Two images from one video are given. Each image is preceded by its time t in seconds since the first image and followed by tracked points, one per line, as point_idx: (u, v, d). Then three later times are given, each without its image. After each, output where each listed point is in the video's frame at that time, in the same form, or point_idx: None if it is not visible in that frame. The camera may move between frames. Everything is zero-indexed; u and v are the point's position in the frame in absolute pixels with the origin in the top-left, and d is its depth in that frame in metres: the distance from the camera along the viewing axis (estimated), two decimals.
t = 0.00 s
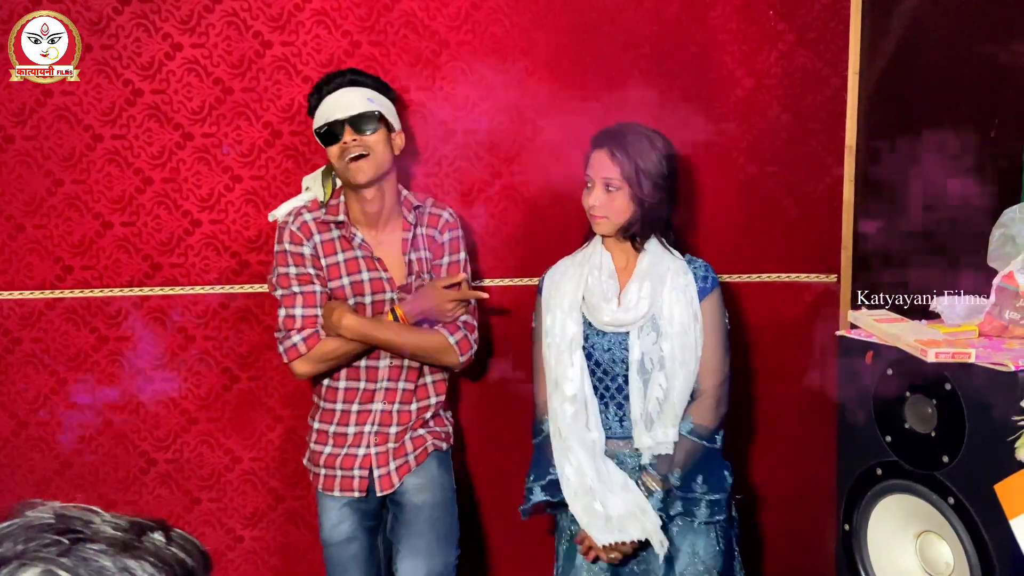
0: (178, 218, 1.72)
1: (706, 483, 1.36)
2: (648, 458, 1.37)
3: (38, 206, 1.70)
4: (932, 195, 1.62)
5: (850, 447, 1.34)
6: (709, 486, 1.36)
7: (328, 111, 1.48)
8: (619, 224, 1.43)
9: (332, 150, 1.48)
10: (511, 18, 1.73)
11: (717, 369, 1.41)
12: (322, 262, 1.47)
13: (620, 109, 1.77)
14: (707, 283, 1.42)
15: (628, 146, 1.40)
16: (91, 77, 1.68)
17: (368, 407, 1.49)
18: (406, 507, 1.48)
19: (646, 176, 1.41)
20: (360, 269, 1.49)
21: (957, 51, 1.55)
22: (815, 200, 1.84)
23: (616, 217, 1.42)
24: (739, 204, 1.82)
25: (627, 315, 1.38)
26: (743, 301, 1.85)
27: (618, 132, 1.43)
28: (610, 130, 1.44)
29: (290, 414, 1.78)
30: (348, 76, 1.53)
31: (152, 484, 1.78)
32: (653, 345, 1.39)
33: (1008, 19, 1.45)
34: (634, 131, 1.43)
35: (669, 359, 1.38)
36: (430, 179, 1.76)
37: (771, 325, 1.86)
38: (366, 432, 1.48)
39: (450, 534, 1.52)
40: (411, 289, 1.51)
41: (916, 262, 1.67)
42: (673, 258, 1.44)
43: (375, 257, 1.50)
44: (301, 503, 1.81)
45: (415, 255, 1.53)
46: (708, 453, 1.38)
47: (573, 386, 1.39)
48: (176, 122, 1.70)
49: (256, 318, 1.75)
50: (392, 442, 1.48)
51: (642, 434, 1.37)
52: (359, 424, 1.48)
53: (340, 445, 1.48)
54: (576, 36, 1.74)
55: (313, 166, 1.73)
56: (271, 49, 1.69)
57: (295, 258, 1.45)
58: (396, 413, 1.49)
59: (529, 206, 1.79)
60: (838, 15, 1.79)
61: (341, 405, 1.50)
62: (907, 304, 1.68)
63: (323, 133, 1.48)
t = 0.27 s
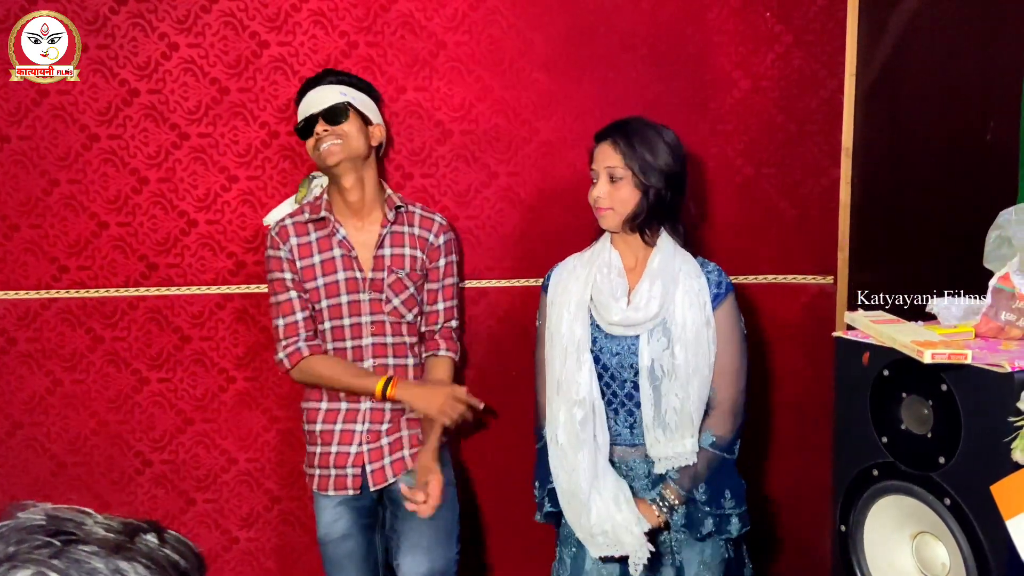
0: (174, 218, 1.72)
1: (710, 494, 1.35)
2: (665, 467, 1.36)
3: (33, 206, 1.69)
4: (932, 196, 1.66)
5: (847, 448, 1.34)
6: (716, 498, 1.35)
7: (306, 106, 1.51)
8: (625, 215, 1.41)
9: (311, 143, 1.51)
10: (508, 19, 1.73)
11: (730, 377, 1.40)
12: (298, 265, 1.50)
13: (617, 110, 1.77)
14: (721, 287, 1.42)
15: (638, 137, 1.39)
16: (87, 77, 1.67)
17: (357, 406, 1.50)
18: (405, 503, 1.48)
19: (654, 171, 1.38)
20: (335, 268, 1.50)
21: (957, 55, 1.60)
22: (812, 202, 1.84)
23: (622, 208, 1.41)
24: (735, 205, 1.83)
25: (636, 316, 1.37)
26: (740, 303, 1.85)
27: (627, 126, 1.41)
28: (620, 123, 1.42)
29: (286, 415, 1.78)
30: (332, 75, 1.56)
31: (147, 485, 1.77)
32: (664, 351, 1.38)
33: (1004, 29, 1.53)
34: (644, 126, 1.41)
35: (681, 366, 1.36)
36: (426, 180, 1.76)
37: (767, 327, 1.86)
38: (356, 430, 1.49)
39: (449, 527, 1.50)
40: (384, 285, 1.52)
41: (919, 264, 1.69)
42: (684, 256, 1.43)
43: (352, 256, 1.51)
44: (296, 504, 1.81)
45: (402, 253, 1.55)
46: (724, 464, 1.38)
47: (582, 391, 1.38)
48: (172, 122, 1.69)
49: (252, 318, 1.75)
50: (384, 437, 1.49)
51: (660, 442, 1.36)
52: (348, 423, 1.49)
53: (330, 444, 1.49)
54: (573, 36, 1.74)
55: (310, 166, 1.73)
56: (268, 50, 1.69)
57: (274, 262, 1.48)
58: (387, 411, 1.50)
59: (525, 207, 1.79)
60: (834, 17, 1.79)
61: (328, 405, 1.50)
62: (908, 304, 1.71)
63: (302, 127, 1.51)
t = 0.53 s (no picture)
0: (172, 219, 1.72)
1: (669, 497, 1.31)
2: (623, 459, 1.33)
3: (32, 206, 1.69)
4: (930, 197, 1.68)
5: (844, 449, 1.34)
6: (671, 496, 1.31)
7: (355, 97, 1.51)
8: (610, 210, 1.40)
9: (345, 133, 1.50)
10: (507, 20, 1.73)
11: (704, 374, 1.33)
12: (296, 269, 1.50)
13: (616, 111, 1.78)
14: (698, 280, 1.36)
15: (622, 132, 1.37)
16: (86, 77, 1.67)
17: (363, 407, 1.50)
18: (418, 504, 1.50)
19: (637, 166, 1.36)
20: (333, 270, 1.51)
21: (951, 59, 1.63)
22: (810, 204, 1.84)
23: (607, 203, 1.39)
24: (733, 207, 1.83)
25: (599, 308, 1.37)
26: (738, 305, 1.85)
27: (613, 121, 1.39)
28: (608, 118, 1.40)
29: (284, 416, 1.78)
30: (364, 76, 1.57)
31: (144, 486, 1.77)
32: (625, 344, 1.34)
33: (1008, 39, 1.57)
34: (631, 121, 1.38)
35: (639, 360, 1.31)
36: (425, 181, 1.76)
37: (765, 328, 1.86)
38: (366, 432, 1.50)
39: (462, 525, 1.53)
40: (382, 285, 1.52)
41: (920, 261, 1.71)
42: (666, 248, 1.38)
43: (350, 257, 1.52)
44: (294, 505, 1.81)
45: (398, 253, 1.55)
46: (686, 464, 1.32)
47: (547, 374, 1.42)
48: (170, 123, 1.70)
49: (250, 319, 1.75)
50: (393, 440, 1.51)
51: (619, 434, 1.33)
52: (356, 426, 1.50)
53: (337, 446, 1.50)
54: (572, 38, 1.75)
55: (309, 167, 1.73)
56: (267, 51, 1.69)
57: (267, 268, 1.48)
58: (394, 411, 1.51)
59: (524, 209, 1.79)
60: (832, 19, 1.79)
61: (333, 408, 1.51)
62: (908, 303, 1.73)
63: (344, 114, 1.51)
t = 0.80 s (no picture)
0: (172, 221, 1.72)
1: (601, 492, 1.32)
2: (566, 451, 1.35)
3: (32, 208, 1.69)
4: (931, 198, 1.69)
5: (844, 456, 1.34)
6: (604, 496, 1.31)
7: (387, 104, 1.52)
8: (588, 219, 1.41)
9: (377, 138, 1.51)
10: (508, 24, 1.73)
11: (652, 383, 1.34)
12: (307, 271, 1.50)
13: (616, 115, 1.78)
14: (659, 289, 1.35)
15: (599, 143, 1.37)
16: (87, 80, 1.67)
17: (365, 412, 1.50)
18: (416, 508, 1.50)
19: (610, 179, 1.37)
20: (345, 275, 1.51)
21: (952, 59, 1.64)
22: (809, 208, 1.85)
23: (584, 212, 1.41)
24: (733, 211, 1.83)
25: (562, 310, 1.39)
26: (739, 309, 1.85)
27: (592, 130, 1.40)
28: (589, 127, 1.41)
29: (284, 418, 1.78)
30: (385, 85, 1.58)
31: (143, 489, 1.77)
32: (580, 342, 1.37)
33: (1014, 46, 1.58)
34: (609, 131, 1.38)
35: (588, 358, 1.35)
36: (425, 184, 1.76)
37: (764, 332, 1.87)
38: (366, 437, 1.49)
39: (460, 532, 1.53)
40: (392, 291, 1.52)
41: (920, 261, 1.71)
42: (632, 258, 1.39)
43: (361, 261, 1.52)
44: (293, 508, 1.81)
45: (409, 260, 1.55)
46: (624, 470, 1.32)
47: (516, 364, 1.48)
48: (171, 125, 1.70)
49: (250, 322, 1.75)
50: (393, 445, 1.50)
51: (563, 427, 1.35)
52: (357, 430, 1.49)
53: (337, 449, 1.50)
54: (572, 42, 1.75)
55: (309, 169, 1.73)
56: (268, 54, 1.69)
57: (278, 268, 1.48)
58: (395, 417, 1.51)
59: (523, 212, 1.79)
60: (832, 23, 1.79)
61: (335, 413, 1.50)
62: (908, 304, 1.73)
63: (378, 119, 1.51)
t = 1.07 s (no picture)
0: (175, 223, 1.72)
1: (610, 495, 1.30)
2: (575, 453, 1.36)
3: (36, 210, 1.70)
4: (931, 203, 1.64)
5: (847, 459, 1.34)
6: (614, 498, 1.30)
7: (373, 106, 1.51)
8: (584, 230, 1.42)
9: (366, 143, 1.50)
10: (511, 27, 1.74)
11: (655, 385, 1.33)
12: (312, 270, 1.50)
13: (619, 118, 1.78)
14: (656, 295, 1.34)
15: (598, 158, 1.37)
16: (91, 82, 1.68)
17: (366, 415, 1.50)
18: (417, 512, 1.50)
19: (609, 193, 1.37)
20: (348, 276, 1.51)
21: (952, 62, 1.60)
22: (812, 211, 1.85)
23: (580, 225, 1.41)
24: (736, 214, 1.83)
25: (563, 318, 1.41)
26: (741, 312, 1.85)
27: (589, 144, 1.40)
28: (585, 142, 1.41)
29: (286, 420, 1.78)
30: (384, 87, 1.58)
31: (145, 491, 1.77)
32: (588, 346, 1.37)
33: (1017, 46, 1.51)
34: (606, 146, 1.38)
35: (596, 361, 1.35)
36: (427, 187, 1.76)
37: (766, 335, 1.87)
38: (366, 441, 1.49)
39: (461, 537, 1.53)
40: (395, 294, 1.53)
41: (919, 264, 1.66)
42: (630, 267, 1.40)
43: (364, 264, 1.52)
44: (295, 510, 1.81)
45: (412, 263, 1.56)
46: (632, 472, 1.31)
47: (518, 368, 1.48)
48: (174, 127, 1.70)
49: (253, 324, 1.75)
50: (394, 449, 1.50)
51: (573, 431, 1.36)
52: (359, 432, 1.49)
53: (338, 453, 1.49)
54: (575, 45, 1.75)
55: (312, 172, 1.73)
56: (271, 56, 1.70)
57: (283, 266, 1.48)
58: (396, 420, 1.51)
59: (526, 215, 1.79)
60: (835, 27, 1.81)
61: (337, 415, 1.50)
62: (908, 304, 1.68)
63: (365, 123, 1.50)
